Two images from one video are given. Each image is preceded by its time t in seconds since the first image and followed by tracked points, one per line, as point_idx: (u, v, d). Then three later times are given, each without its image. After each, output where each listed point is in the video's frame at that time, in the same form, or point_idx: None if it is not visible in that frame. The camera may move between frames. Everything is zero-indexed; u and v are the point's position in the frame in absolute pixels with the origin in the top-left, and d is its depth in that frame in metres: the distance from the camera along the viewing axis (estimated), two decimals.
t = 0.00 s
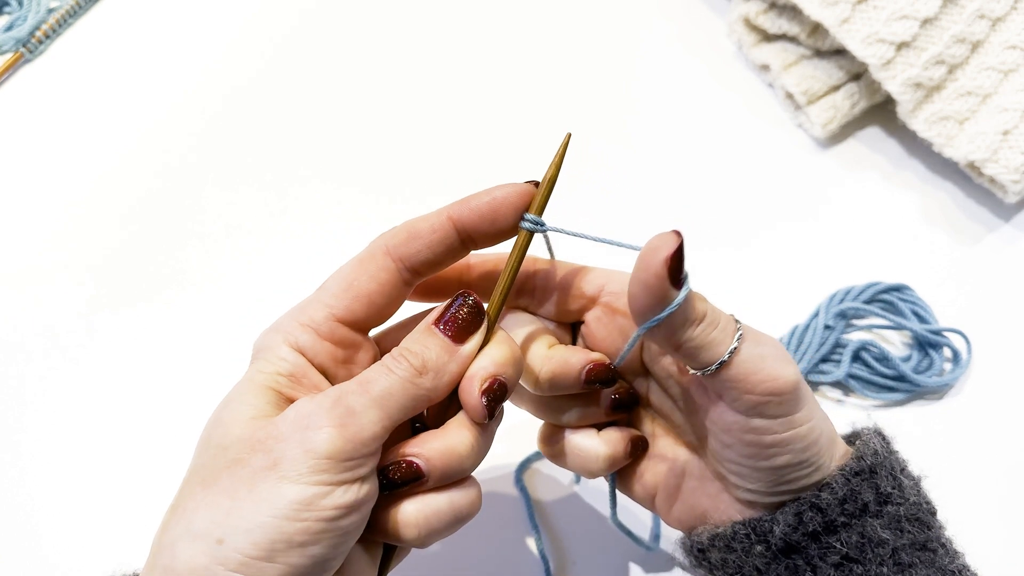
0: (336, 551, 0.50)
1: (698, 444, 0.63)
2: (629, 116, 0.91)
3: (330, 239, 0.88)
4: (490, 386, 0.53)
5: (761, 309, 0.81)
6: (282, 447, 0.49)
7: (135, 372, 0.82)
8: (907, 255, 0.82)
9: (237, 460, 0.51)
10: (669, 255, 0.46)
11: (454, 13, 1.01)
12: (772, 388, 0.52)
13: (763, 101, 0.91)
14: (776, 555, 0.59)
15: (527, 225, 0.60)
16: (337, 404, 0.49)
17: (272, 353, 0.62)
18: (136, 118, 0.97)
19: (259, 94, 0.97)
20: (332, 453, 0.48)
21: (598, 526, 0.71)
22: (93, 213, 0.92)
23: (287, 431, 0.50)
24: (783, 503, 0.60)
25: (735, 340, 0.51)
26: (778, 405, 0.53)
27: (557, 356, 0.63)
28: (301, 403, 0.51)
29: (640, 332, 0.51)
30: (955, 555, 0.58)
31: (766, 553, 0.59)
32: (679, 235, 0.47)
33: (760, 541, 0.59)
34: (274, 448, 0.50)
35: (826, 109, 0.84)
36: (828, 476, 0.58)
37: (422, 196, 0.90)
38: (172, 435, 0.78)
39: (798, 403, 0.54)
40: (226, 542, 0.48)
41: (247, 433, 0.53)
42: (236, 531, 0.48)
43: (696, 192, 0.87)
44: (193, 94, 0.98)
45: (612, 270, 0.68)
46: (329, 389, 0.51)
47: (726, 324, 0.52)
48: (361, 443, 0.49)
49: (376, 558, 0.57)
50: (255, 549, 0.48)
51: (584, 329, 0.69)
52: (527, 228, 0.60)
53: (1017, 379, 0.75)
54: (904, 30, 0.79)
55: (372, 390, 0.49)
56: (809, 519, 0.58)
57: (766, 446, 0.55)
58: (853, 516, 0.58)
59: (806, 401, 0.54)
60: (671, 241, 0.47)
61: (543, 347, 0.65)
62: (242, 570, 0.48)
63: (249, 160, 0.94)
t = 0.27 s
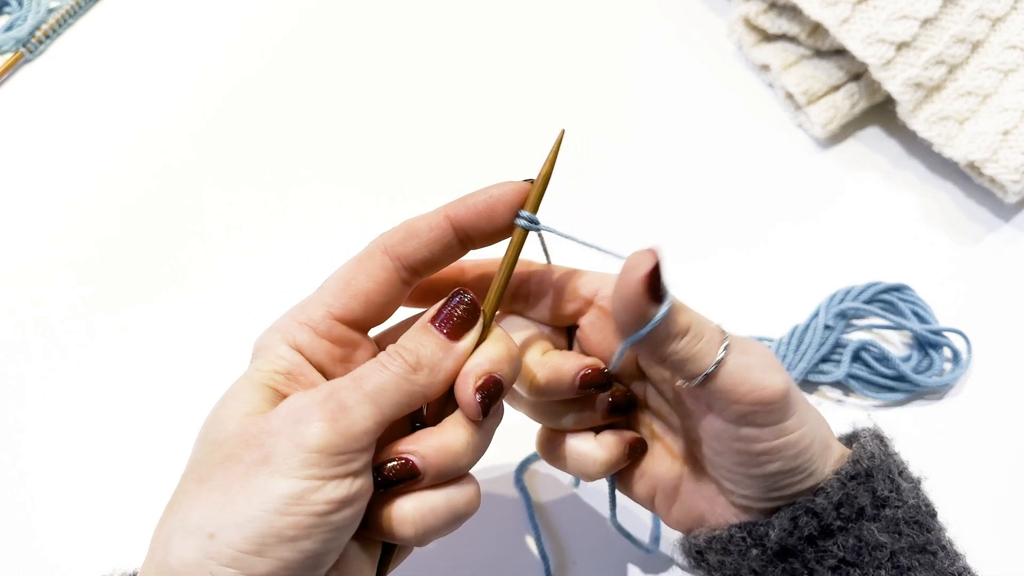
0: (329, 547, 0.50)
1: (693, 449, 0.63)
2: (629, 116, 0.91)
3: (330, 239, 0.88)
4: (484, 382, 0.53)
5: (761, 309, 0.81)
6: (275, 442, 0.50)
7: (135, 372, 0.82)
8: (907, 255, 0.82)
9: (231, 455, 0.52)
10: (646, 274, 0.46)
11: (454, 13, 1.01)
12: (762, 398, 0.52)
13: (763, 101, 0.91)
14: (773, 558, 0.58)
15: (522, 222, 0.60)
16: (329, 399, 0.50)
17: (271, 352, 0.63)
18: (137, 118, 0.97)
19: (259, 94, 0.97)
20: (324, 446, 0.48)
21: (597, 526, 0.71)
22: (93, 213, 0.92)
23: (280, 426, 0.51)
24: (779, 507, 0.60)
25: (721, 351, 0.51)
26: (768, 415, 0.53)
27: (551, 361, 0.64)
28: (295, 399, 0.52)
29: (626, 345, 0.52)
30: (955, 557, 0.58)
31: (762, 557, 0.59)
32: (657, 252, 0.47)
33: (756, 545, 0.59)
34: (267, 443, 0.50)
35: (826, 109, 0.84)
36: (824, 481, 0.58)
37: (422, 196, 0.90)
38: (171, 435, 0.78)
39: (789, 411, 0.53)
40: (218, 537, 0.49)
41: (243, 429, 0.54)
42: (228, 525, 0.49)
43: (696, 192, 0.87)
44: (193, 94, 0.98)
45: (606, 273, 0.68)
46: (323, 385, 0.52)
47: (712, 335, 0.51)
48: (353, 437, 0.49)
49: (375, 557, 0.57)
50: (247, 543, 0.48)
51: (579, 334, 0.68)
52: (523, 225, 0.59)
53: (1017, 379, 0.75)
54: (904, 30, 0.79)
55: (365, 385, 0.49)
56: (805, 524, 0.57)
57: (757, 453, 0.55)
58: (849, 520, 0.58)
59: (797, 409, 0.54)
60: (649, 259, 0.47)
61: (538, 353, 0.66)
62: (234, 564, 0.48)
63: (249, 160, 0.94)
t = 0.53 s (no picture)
0: (315, 538, 0.50)
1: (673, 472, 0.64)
2: (629, 116, 0.91)
3: (329, 240, 0.88)
4: (474, 377, 0.52)
5: (761, 309, 0.81)
6: (262, 433, 0.50)
7: (135, 372, 0.82)
8: (907, 255, 0.82)
9: (221, 447, 0.52)
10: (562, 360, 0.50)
11: (454, 13, 1.01)
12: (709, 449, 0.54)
13: (763, 101, 0.91)
14: None
15: (506, 236, 0.56)
16: (316, 391, 0.50)
17: (269, 349, 0.64)
18: (136, 119, 0.97)
19: (259, 94, 0.97)
20: (309, 437, 0.48)
21: (595, 530, 0.71)
22: (92, 213, 0.92)
23: (268, 417, 0.51)
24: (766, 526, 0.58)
25: (660, 411, 0.56)
26: (719, 463, 0.55)
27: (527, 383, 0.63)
28: (285, 391, 0.52)
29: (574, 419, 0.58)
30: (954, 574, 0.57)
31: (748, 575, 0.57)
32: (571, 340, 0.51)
33: (742, 564, 0.57)
34: (255, 435, 0.50)
35: (826, 109, 0.84)
36: (806, 502, 0.57)
37: (422, 196, 0.90)
38: (172, 436, 0.78)
39: (743, 457, 0.55)
40: (204, 526, 0.49)
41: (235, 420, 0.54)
42: (214, 515, 0.49)
43: (696, 192, 0.87)
44: (193, 94, 0.98)
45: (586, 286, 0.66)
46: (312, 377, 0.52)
47: (650, 396, 0.56)
48: (339, 428, 0.49)
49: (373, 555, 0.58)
50: (233, 533, 0.48)
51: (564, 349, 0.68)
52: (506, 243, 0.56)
53: (1016, 379, 0.75)
54: (904, 30, 0.79)
55: (355, 377, 0.50)
56: (789, 546, 0.56)
57: (714, 497, 0.57)
58: (836, 540, 0.56)
59: (755, 454, 0.55)
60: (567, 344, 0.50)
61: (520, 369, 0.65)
62: (221, 554, 0.48)
63: (248, 160, 0.94)
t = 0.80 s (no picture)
0: (310, 536, 0.50)
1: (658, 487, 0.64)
2: (629, 115, 0.91)
3: (329, 240, 0.88)
4: (470, 375, 0.52)
5: (761, 309, 0.81)
6: (256, 431, 0.50)
7: (135, 373, 0.82)
8: (907, 255, 0.82)
9: (216, 444, 0.52)
10: (505, 412, 0.47)
11: (454, 13, 1.01)
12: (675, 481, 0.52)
13: (763, 101, 0.91)
14: None
15: (489, 270, 0.56)
16: (310, 389, 0.50)
17: (264, 348, 0.63)
18: (136, 119, 0.97)
19: (258, 94, 0.97)
20: (304, 435, 0.48)
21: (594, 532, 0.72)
22: (92, 213, 0.92)
23: (262, 415, 0.50)
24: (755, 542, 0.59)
25: (626, 443, 0.52)
26: (688, 493, 0.53)
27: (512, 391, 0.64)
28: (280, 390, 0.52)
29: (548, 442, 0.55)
30: None
31: None
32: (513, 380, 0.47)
33: None
34: (249, 433, 0.50)
35: (826, 109, 0.84)
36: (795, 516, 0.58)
37: (421, 196, 0.90)
38: (171, 436, 0.78)
39: (712, 487, 0.53)
40: (199, 524, 0.49)
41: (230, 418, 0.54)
42: (209, 513, 0.49)
43: (697, 192, 0.87)
44: (193, 94, 0.98)
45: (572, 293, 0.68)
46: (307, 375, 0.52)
47: (616, 428, 0.51)
48: (332, 427, 0.49)
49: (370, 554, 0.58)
50: (227, 530, 0.48)
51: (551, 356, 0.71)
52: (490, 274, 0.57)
53: (1016, 380, 0.75)
54: (904, 30, 0.79)
55: (350, 376, 0.50)
56: (775, 567, 0.57)
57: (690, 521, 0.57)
58: (824, 559, 0.57)
59: (726, 483, 0.54)
60: (508, 390, 0.47)
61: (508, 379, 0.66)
62: (215, 552, 0.48)
63: (248, 160, 0.94)
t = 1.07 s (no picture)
0: (307, 535, 0.50)
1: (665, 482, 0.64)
2: (630, 115, 0.91)
3: (329, 240, 0.88)
4: (467, 373, 0.52)
5: (761, 309, 0.81)
6: (253, 430, 0.50)
7: (135, 373, 0.82)
8: (907, 255, 0.82)
9: (212, 443, 0.52)
10: (522, 398, 0.48)
11: (454, 13, 1.01)
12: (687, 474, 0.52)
13: (763, 101, 0.91)
14: None
15: (483, 271, 0.57)
16: (306, 388, 0.50)
17: (260, 347, 0.63)
18: (136, 119, 0.97)
19: (258, 94, 0.97)
20: (301, 433, 0.48)
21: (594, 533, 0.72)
22: (93, 213, 0.92)
23: (258, 414, 0.50)
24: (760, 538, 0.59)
25: (638, 435, 0.51)
26: (698, 487, 0.53)
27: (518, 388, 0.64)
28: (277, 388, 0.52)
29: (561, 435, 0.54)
30: None
31: None
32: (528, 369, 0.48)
33: None
34: (245, 432, 0.50)
35: (826, 109, 0.84)
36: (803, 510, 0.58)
37: (421, 196, 0.90)
38: (171, 437, 0.78)
39: (722, 480, 0.53)
40: (196, 523, 0.49)
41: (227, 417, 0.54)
42: (206, 512, 0.49)
43: (697, 192, 0.87)
44: (193, 94, 0.98)
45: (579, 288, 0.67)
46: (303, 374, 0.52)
47: (628, 419, 0.51)
48: (329, 426, 0.49)
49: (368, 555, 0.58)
50: (223, 529, 0.48)
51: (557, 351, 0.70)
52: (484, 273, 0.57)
53: (1016, 379, 0.75)
54: (904, 30, 0.79)
55: (347, 375, 0.50)
56: (782, 561, 0.57)
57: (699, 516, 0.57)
58: (830, 554, 0.57)
59: (735, 475, 0.54)
60: (525, 376, 0.48)
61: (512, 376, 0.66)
62: (212, 551, 0.49)
63: (248, 160, 0.94)
